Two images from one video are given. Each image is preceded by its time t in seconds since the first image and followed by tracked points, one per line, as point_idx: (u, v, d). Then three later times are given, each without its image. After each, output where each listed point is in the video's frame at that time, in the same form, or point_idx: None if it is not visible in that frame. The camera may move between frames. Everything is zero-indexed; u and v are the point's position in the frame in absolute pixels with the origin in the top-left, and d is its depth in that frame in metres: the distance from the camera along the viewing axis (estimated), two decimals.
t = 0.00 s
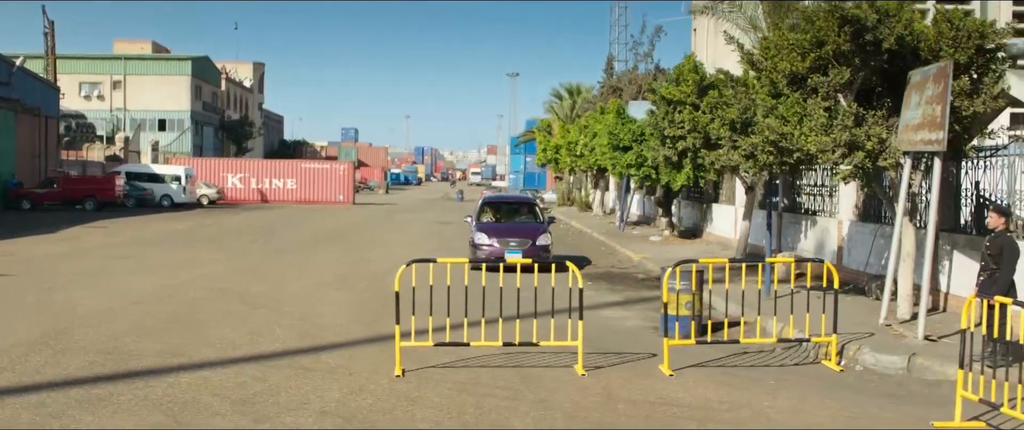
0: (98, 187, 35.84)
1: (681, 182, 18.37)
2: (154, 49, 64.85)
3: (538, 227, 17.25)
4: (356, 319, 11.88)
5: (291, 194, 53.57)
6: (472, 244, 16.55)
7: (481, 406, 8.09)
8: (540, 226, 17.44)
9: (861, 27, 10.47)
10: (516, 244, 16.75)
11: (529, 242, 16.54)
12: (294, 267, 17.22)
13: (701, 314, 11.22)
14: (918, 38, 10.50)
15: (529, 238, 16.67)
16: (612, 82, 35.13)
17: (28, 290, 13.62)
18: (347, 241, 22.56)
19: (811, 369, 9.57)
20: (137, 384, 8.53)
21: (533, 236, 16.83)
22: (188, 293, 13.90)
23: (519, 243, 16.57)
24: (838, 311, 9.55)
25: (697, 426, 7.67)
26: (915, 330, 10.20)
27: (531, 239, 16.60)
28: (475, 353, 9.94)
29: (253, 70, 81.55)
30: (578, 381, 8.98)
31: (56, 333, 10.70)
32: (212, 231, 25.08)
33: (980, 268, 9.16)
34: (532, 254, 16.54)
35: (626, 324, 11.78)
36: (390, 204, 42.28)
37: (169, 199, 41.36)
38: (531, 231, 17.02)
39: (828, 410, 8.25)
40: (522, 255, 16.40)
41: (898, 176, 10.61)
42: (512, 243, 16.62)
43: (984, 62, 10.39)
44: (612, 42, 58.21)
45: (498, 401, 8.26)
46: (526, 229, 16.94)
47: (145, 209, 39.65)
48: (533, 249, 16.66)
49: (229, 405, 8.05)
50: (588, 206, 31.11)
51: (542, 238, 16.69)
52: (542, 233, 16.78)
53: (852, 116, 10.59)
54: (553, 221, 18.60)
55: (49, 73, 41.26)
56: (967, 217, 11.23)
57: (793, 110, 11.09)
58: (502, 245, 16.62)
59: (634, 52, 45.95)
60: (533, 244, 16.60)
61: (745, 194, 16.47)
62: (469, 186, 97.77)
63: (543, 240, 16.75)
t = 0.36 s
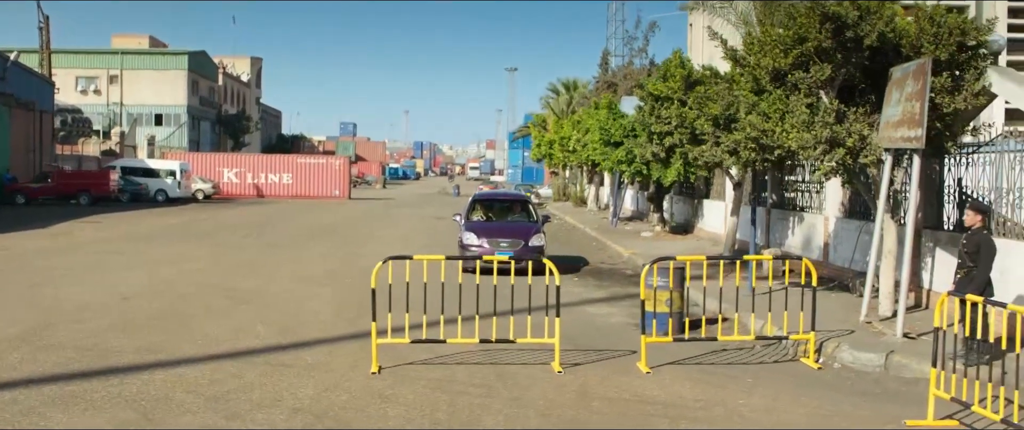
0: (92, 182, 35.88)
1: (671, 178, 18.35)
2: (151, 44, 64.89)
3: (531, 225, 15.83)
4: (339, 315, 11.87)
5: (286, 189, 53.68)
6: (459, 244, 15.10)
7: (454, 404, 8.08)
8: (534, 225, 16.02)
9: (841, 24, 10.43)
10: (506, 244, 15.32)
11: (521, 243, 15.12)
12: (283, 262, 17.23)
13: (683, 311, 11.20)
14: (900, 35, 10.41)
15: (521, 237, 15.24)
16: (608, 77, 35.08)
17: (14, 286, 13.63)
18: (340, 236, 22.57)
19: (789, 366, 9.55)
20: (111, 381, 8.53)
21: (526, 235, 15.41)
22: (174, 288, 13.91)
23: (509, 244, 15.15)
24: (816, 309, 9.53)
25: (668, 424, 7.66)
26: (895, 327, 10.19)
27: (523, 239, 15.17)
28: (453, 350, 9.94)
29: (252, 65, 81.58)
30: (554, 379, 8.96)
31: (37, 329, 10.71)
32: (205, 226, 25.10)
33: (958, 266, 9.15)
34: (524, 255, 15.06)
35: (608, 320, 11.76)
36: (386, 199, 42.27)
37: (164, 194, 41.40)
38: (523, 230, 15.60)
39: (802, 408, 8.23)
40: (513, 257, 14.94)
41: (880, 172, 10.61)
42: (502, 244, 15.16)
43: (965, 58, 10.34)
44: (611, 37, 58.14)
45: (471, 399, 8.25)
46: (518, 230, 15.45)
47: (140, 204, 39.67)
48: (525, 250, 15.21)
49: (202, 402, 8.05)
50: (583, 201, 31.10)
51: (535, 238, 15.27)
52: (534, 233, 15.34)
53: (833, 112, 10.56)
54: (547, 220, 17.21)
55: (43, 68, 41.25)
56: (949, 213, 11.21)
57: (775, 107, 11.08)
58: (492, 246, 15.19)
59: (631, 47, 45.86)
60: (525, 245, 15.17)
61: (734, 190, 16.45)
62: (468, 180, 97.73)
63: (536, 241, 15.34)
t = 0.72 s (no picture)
0: (87, 175, 35.91)
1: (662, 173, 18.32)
2: (149, 37, 64.91)
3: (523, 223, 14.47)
4: (322, 309, 11.84)
5: (282, 182, 53.70)
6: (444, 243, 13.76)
7: (427, 400, 8.05)
8: (526, 222, 14.65)
9: (822, 19, 10.30)
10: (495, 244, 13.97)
11: (511, 242, 13.75)
12: (271, 256, 17.22)
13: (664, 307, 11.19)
14: (882, 29, 10.29)
15: (510, 236, 13.86)
16: (603, 71, 35.05)
17: None
18: (331, 231, 22.58)
19: (768, 362, 9.52)
20: (86, 376, 8.53)
21: (517, 233, 14.04)
22: (159, 282, 13.91)
23: (499, 243, 13.77)
24: (795, 305, 9.52)
25: (639, 420, 7.65)
26: (875, 323, 10.17)
27: (514, 237, 13.80)
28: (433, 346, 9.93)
29: (251, 58, 81.57)
30: (530, 374, 8.93)
31: (17, 324, 10.71)
32: (197, 220, 25.11)
33: (935, 262, 9.14)
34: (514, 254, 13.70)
35: (590, 316, 11.75)
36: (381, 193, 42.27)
37: (159, 188, 41.41)
38: (514, 228, 14.21)
39: (776, 404, 8.22)
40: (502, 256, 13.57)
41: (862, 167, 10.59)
42: (491, 242, 13.76)
43: (947, 53, 10.29)
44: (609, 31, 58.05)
45: (445, 394, 8.25)
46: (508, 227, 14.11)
47: (136, 197, 39.68)
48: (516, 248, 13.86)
49: (175, 397, 8.04)
50: (577, 195, 31.09)
51: (527, 236, 13.90)
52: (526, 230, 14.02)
53: (815, 107, 10.55)
54: (541, 217, 15.83)
55: (39, 61, 41.25)
56: (931, 207, 11.19)
57: (758, 101, 11.06)
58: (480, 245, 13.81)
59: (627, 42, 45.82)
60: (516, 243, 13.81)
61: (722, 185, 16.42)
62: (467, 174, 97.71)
63: (527, 239, 13.96)
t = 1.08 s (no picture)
0: (81, 166, 35.93)
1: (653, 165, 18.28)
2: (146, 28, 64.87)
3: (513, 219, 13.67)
4: (305, 301, 11.84)
5: (278, 174, 53.74)
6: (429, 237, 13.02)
7: (400, 395, 8.04)
8: (516, 218, 13.87)
9: (803, 11, 10.30)
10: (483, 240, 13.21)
11: (500, 238, 12.98)
12: (260, 248, 17.22)
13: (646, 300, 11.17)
14: (864, 22, 10.35)
15: (500, 231, 13.12)
16: (599, 62, 34.97)
17: None
18: (322, 223, 22.56)
19: (746, 355, 9.51)
20: (61, 370, 8.52)
21: (506, 229, 13.26)
22: (144, 274, 13.90)
23: (486, 239, 13.01)
24: (773, 298, 9.50)
25: (611, 415, 7.63)
26: (855, 316, 10.15)
27: (503, 234, 13.03)
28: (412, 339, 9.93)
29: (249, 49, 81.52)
30: (506, 368, 8.92)
31: None
32: (190, 212, 25.11)
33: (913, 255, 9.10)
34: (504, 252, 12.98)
35: (573, 309, 11.73)
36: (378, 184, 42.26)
37: (155, 179, 41.44)
38: (503, 224, 13.42)
39: (750, 398, 8.20)
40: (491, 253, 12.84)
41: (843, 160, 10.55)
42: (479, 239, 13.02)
43: (929, 46, 10.24)
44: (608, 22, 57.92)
45: (418, 388, 8.23)
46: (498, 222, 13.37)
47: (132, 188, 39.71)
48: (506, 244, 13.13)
49: (148, 391, 8.04)
50: (573, 186, 31.06)
51: (517, 233, 13.12)
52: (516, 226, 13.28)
53: (796, 100, 10.55)
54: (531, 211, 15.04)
55: (34, 53, 41.22)
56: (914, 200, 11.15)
57: (740, 94, 11.03)
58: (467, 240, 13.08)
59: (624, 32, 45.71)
60: (505, 240, 13.03)
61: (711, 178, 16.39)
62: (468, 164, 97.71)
63: (517, 235, 13.18)
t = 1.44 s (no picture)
0: (76, 160, 36.00)
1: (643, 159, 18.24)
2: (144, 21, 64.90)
3: (501, 216, 13.10)
4: (288, 295, 11.82)
5: (275, 166, 53.74)
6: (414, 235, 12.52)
7: (373, 390, 8.03)
8: (504, 215, 13.31)
9: (784, 6, 10.25)
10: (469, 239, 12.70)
11: (487, 237, 12.49)
12: (248, 242, 17.22)
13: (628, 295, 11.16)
14: (846, 16, 10.17)
15: (487, 231, 12.62)
16: (593, 55, 34.95)
17: None
18: (313, 216, 22.58)
19: (724, 351, 9.49)
20: (35, 365, 8.51)
21: (494, 227, 12.76)
22: (130, 268, 13.90)
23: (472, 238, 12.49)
24: (751, 294, 9.48)
25: (582, 411, 7.61)
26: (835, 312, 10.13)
27: (490, 233, 12.55)
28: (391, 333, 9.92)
29: (247, 42, 81.60)
30: (482, 364, 8.91)
31: None
32: (182, 205, 25.14)
33: (891, 251, 9.10)
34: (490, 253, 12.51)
35: (555, 303, 11.71)
36: (374, 177, 42.28)
37: (151, 172, 41.51)
38: (491, 222, 12.87)
39: (724, 394, 8.17)
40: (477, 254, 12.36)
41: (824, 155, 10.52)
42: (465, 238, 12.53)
43: (910, 41, 10.20)
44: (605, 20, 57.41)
45: (391, 384, 8.23)
46: (485, 221, 12.87)
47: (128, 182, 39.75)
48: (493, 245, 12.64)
49: (121, 386, 8.03)
50: (567, 180, 31.06)
51: (505, 232, 12.64)
52: (504, 225, 12.78)
53: (777, 94, 10.51)
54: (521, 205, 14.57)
55: (30, 46, 41.26)
56: (897, 195, 11.13)
57: (722, 89, 11.01)
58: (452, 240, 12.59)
59: (620, 25, 45.67)
60: (492, 240, 12.52)
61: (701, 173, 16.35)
62: (467, 157, 97.74)
63: (505, 234, 12.68)
